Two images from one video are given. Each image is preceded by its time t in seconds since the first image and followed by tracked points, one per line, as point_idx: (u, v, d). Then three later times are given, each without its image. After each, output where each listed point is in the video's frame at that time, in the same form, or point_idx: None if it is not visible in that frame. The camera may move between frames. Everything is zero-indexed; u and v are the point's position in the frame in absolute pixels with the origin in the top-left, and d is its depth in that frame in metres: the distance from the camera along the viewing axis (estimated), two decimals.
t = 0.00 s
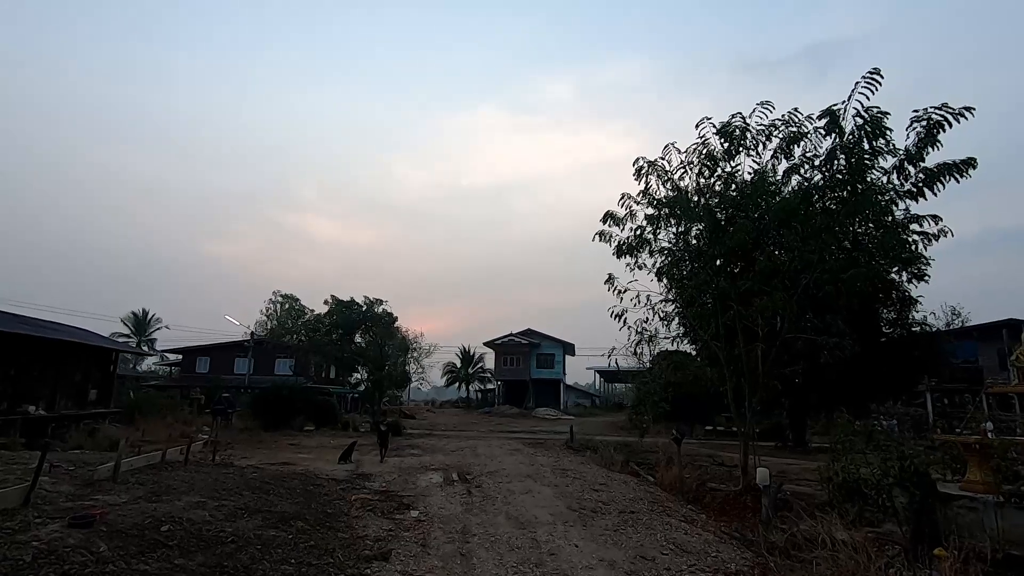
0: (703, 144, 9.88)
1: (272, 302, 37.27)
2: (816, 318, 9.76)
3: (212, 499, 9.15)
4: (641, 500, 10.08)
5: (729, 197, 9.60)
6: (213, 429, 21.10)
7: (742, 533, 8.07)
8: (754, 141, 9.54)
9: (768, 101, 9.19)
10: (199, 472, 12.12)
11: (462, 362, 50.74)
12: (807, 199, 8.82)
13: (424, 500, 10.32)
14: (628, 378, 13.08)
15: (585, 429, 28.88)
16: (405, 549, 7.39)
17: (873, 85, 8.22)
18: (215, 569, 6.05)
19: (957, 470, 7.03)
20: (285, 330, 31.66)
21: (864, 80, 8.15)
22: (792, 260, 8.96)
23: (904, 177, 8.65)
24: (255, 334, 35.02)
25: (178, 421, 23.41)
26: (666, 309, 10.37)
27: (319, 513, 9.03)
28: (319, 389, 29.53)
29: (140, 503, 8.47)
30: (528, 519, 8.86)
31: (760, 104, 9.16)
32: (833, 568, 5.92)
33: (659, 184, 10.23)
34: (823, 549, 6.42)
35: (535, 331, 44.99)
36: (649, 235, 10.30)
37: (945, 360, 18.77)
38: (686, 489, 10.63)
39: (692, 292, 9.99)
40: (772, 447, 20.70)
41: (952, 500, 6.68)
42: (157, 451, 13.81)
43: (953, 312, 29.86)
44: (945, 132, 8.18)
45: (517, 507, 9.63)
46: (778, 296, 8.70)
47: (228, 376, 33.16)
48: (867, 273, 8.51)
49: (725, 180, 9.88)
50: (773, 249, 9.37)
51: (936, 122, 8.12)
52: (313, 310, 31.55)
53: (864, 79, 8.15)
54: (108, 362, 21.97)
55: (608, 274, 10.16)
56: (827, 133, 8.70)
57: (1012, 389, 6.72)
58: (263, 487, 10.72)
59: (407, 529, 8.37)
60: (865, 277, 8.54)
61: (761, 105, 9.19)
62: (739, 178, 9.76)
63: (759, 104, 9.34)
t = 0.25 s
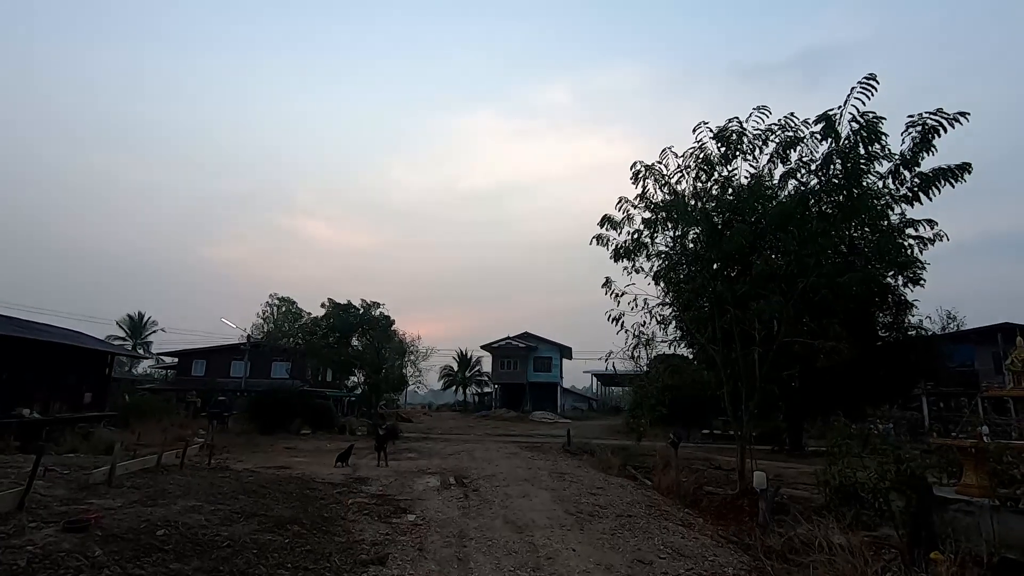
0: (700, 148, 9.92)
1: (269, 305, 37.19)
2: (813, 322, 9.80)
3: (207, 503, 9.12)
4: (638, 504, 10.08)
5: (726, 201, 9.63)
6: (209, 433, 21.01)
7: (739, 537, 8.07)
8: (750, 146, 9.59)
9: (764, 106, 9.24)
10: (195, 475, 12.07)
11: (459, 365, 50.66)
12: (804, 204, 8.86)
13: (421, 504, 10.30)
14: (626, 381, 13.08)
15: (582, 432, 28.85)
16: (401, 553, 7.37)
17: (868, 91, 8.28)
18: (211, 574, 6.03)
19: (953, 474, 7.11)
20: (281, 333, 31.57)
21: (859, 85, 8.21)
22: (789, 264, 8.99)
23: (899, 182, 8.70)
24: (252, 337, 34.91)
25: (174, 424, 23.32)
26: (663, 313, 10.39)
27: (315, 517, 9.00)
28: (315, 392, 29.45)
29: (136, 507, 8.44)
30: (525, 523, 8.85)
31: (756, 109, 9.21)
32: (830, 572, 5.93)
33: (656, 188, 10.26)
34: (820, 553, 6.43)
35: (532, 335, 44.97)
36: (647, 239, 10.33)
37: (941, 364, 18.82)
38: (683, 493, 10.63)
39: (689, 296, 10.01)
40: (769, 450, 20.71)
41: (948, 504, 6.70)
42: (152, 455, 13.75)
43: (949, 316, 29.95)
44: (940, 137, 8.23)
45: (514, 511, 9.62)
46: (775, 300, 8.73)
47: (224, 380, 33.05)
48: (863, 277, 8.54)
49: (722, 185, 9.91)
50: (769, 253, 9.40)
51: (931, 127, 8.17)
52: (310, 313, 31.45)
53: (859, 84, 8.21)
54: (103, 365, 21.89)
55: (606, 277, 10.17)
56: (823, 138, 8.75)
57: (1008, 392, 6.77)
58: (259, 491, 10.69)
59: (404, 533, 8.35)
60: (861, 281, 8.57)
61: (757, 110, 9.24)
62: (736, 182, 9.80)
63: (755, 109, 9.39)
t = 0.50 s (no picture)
0: (699, 150, 9.92)
1: (267, 305, 37.12)
2: (811, 323, 9.81)
3: (205, 504, 9.10)
4: (636, 505, 10.08)
5: (724, 202, 9.64)
6: (207, 433, 20.98)
7: (738, 538, 8.07)
8: (749, 147, 9.60)
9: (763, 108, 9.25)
10: (193, 476, 12.05)
11: (457, 366, 50.64)
12: (802, 205, 8.87)
13: (420, 504, 10.29)
14: (624, 382, 13.09)
15: (580, 434, 28.84)
16: (399, 554, 7.36)
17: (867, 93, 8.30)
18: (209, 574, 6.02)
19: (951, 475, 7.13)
20: (279, 334, 31.51)
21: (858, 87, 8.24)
22: (787, 265, 9.00)
23: (898, 184, 8.72)
24: (250, 337, 34.88)
25: (171, 425, 23.29)
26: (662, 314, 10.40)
27: (313, 517, 9.00)
28: (313, 393, 29.43)
29: (133, 507, 8.42)
30: (523, 524, 8.84)
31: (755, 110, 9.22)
32: (828, 572, 5.94)
33: (655, 189, 10.27)
34: (818, 554, 6.44)
35: (531, 336, 44.98)
36: (645, 240, 10.33)
37: (938, 366, 18.87)
38: (682, 494, 10.63)
39: (687, 297, 10.03)
40: (767, 452, 20.74)
41: (946, 505, 6.71)
42: (150, 455, 13.73)
43: (947, 318, 29.99)
44: (938, 139, 8.25)
45: (512, 512, 9.61)
46: (773, 301, 8.74)
47: (222, 380, 33.00)
48: (861, 279, 8.55)
49: (721, 186, 9.92)
50: (768, 254, 9.41)
51: (929, 129, 8.19)
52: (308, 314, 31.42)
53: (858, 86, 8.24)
54: (101, 365, 21.85)
55: (604, 278, 10.17)
56: (821, 140, 8.76)
57: (1006, 394, 6.79)
58: (257, 491, 10.67)
59: (402, 534, 8.35)
60: (859, 283, 8.57)
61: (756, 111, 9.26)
62: (735, 184, 9.81)
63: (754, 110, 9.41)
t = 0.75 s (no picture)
0: (701, 148, 9.91)
1: (269, 304, 37.15)
2: (813, 322, 9.79)
3: (208, 502, 9.11)
4: (638, 503, 10.07)
5: (727, 201, 9.63)
6: (209, 432, 21.03)
7: (740, 537, 8.07)
8: (751, 146, 9.59)
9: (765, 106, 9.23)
10: (195, 474, 12.07)
11: (458, 365, 50.65)
12: (804, 204, 8.85)
13: (422, 503, 10.30)
14: (626, 381, 13.08)
15: (582, 433, 28.84)
16: (402, 552, 7.37)
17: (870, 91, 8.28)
18: (212, 572, 6.03)
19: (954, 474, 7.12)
20: (281, 333, 31.55)
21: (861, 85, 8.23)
22: (790, 264, 8.99)
23: (901, 182, 8.69)
24: (252, 336, 34.93)
25: (174, 423, 23.33)
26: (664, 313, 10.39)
27: (315, 516, 9.01)
28: (315, 392, 29.46)
29: (136, 506, 8.44)
30: (525, 523, 8.85)
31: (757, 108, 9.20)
32: (831, 571, 5.94)
33: (657, 187, 10.26)
34: (821, 553, 6.44)
35: (532, 335, 44.99)
36: (648, 238, 10.32)
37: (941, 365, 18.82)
38: (684, 493, 10.63)
39: (689, 296, 10.01)
40: (769, 451, 20.72)
41: (949, 504, 6.70)
42: (153, 454, 13.76)
43: (949, 317, 29.91)
44: (941, 137, 8.23)
45: (514, 511, 9.61)
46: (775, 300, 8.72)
47: (224, 379, 33.05)
48: (864, 278, 8.53)
49: (723, 184, 9.91)
50: (770, 253, 9.39)
51: (932, 127, 8.17)
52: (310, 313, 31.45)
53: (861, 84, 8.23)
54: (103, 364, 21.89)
55: (606, 277, 10.16)
56: (824, 138, 8.74)
57: (1009, 392, 6.78)
58: (260, 490, 10.68)
59: (404, 532, 8.35)
60: (861, 282, 8.55)
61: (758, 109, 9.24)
62: (737, 182, 9.80)
63: (756, 108, 9.40)
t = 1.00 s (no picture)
0: (705, 145, 9.87)
1: (273, 303, 37.22)
2: (817, 319, 9.75)
3: (213, 500, 9.14)
4: (642, 502, 10.06)
5: (731, 198, 9.59)
6: (214, 431, 21.10)
7: (745, 535, 8.05)
8: (755, 143, 9.55)
9: (770, 103, 9.19)
10: (200, 473, 12.11)
11: (462, 364, 50.66)
12: (809, 201, 8.82)
13: (426, 501, 10.30)
14: (630, 379, 13.06)
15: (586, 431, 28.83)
16: (406, 550, 7.38)
17: (875, 87, 8.22)
18: (218, 570, 6.04)
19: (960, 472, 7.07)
20: (285, 331, 31.62)
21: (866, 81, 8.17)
22: (794, 261, 8.95)
23: (906, 179, 8.64)
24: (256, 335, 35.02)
25: (179, 422, 23.41)
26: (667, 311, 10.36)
27: (319, 514, 9.02)
28: (319, 391, 29.53)
29: (142, 504, 8.47)
30: (529, 521, 8.84)
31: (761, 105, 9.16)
32: (836, 570, 5.92)
33: (661, 185, 10.23)
34: (826, 551, 6.42)
35: (536, 333, 44.95)
36: (651, 236, 10.29)
37: (946, 363, 18.72)
38: (688, 491, 10.60)
39: (693, 294, 9.99)
40: (774, 449, 20.67)
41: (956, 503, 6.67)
42: (158, 452, 13.80)
43: (955, 314, 29.74)
44: (948, 133, 8.17)
45: (518, 509, 9.61)
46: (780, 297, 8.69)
47: (229, 378, 33.14)
48: (869, 275, 8.48)
49: (727, 182, 9.87)
50: (774, 250, 9.36)
51: (938, 123, 8.12)
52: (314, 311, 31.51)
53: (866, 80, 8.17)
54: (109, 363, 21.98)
55: (610, 275, 10.14)
56: (829, 135, 8.70)
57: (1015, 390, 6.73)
58: (264, 488, 10.71)
59: (409, 530, 8.36)
60: (867, 279, 8.50)
61: (762, 106, 9.21)
62: (741, 180, 9.76)
63: (760, 105, 9.36)
